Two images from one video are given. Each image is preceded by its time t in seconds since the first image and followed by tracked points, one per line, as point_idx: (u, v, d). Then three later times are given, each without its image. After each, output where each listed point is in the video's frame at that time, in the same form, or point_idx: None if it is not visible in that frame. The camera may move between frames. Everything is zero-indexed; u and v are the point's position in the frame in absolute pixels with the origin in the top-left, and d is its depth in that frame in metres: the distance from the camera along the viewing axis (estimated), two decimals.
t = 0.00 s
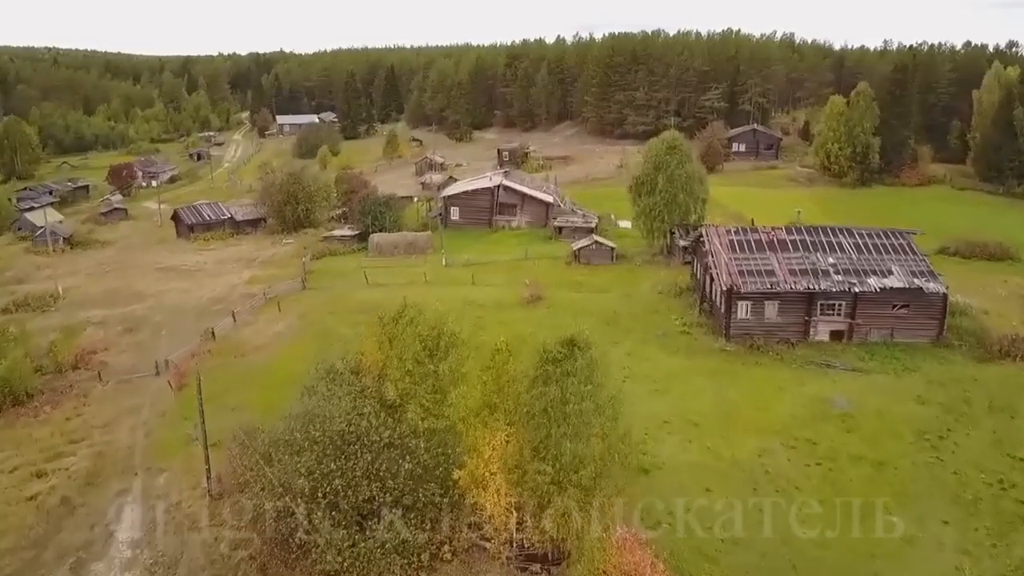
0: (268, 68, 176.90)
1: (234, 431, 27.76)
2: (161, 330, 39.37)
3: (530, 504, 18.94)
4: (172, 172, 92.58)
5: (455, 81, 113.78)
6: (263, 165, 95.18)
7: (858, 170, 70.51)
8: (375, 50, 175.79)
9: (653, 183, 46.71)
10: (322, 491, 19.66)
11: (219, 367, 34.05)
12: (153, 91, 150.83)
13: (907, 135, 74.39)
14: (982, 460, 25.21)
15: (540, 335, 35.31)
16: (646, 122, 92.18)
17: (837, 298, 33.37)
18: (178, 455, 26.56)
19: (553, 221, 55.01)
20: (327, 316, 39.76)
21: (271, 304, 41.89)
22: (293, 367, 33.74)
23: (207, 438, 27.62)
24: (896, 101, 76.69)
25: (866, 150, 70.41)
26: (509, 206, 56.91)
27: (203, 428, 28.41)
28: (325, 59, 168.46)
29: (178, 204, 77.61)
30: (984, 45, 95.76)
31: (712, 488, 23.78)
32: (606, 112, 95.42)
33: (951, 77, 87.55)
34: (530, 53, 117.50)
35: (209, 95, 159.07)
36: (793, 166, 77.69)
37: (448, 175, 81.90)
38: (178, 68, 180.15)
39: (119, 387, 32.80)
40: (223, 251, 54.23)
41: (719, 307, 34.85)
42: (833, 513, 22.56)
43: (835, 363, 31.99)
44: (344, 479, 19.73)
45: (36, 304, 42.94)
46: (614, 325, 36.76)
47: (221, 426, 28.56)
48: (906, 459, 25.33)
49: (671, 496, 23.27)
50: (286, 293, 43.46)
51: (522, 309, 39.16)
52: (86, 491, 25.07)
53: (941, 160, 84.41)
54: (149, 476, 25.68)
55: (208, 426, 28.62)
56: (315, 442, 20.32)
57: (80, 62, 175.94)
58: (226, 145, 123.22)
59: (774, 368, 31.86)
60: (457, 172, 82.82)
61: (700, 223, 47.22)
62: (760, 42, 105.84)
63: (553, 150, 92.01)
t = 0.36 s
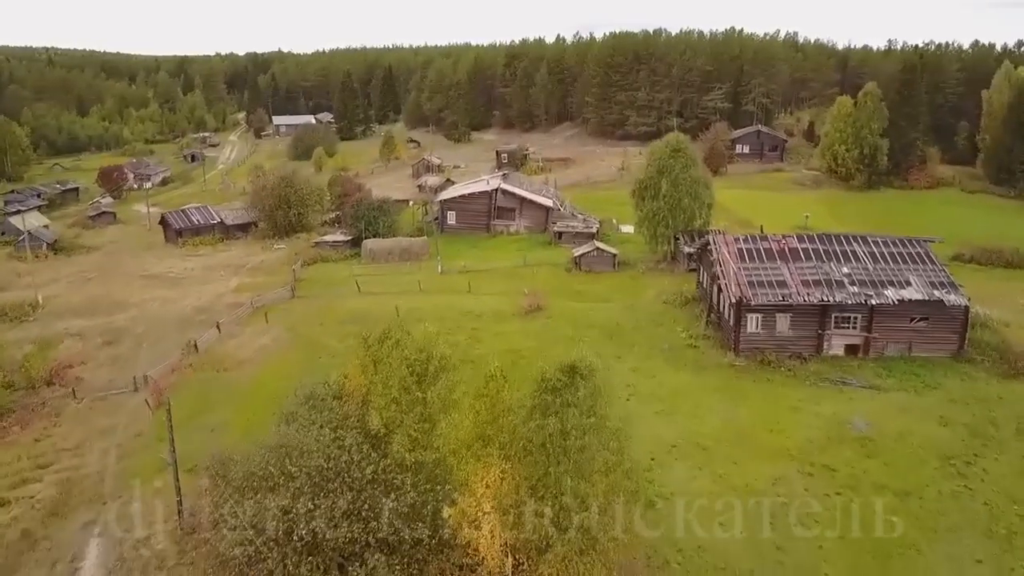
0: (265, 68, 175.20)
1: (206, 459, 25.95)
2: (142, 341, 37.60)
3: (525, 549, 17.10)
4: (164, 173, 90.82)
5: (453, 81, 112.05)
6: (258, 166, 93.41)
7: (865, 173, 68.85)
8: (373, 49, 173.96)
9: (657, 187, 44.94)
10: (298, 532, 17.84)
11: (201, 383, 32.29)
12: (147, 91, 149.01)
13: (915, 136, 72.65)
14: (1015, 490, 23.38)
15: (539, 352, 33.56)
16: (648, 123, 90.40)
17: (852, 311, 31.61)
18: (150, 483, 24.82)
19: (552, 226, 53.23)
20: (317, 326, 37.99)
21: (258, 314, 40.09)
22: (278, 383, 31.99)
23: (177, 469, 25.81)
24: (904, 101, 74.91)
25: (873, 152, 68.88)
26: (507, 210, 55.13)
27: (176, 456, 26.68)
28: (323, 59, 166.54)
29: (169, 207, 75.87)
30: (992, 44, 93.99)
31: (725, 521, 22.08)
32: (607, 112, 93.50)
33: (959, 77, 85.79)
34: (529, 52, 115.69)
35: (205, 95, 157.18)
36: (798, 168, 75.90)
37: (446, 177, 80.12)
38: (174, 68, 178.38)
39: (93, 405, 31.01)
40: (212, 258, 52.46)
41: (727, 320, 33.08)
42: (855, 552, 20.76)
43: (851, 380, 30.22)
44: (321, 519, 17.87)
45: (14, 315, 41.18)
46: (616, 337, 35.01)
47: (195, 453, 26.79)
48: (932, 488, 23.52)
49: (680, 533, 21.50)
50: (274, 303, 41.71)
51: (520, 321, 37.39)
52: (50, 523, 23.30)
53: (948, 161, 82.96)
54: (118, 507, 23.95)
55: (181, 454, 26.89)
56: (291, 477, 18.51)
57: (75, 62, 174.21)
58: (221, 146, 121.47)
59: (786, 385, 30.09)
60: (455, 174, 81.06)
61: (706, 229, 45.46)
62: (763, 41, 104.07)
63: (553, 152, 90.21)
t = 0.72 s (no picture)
0: (262, 68, 173.59)
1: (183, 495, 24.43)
2: (122, 355, 35.93)
3: None
4: (156, 176, 89.23)
5: (452, 81, 110.31)
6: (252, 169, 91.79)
7: (873, 177, 67.13)
8: (372, 48, 172.19)
9: (660, 193, 43.20)
10: None
11: (181, 402, 30.53)
12: (143, 91, 147.44)
13: (924, 138, 70.93)
14: None
15: (537, 370, 31.84)
16: (649, 124, 88.68)
17: (869, 327, 29.87)
18: (119, 519, 23.18)
19: (552, 232, 51.47)
20: (306, 340, 36.27)
21: (244, 326, 38.29)
22: (262, 404, 30.30)
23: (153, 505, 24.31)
24: (912, 103, 73.13)
25: (883, 154, 66.80)
26: (506, 216, 53.36)
27: (152, 489, 25.15)
28: (320, 59, 164.73)
29: (160, 211, 74.23)
30: (1001, 44, 92.19)
31: (740, 564, 20.41)
32: (607, 114, 91.75)
33: (967, 78, 84.00)
34: (529, 52, 113.92)
35: (201, 96, 155.48)
36: (804, 170, 74.18)
37: (444, 180, 78.40)
38: (171, 67, 176.75)
39: (64, 427, 29.25)
40: (200, 265, 50.77)
41: (737, 336, 31.34)
42: None
43: (869, 401, 28.47)
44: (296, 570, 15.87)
45: None
46: (618, 354, 33.33)
47: (175, 485, 25.29)
48: (963, 525, 21.75)
49: None
50: (262, 314, 40.01)
51: (518, 335, 35.59)
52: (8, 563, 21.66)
53: (956, 163, 81.37)
54: (82, 544, 22.30)
55: (158, 484, 25.35)
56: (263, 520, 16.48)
57: (72, 62, 172.76)
58: (217, 147, 119.86)
59: (801, 407, 28.33)
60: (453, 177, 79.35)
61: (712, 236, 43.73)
62: (767, 41, 102.34)
63: (553, 154, 88.52)
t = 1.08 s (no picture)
0: (259, 68, 171.89)
1: (172, 510, 23.78)
2: (100, 373, 34.25)
3: None
4: (148, 179, 87.54)
5: (450, 82, 108.63)
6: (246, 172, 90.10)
7: (881, 181, 65.46)
8: (370, 49, 170.53)
9: (665, 201, 41.51)
10: None
11: (158, 426, 28.79)
12: (139, 92, 145.69)
13: (934, 141, 69.25)
14: None
15: (537, 389, 30.23)
16: (651, 127, 86.97)
17: (889, 347, 28.17)
18: (85, 561, 21.48)
19: (552, 240, 49.79)
20: (294, 356, 34.57)
21: (229, 342, 36.50)
22: (245, 428, 28.58)
23: (151, 502, 24.43)
24: (921, 105, 71.45)
25: (891, 158, 65.30)
26: (504, 223, 51.67)
27: (151, 488, 25.12)
28: (318, 60, 162.91)
29: (151, 217, 72.54)
30: (1009, 44, 90.52)
31: None
32: (608, 116, 89.98)
33: (976, 79, 82.33)
34: (529, 52, 112.24)
35: (197, 97, 153.71)
36: (810, 174, 72.45)
37: (441, 184, 76.65)
38: (168, 68, 175.06)
39: (34, 453, 27.54)
40: (187, 275, 49.02)
41: (749, 355, 29.63)
42: None
43: (890, 426, 26.76)
44: None
45: None
46: (622, 372, 31.61)
47: (174, 485, 25.23)
48: (997, 569, 20.03)
49: None
50: (249, 328, 38.32)
51: (516, 352, 33.81)
52: None
53: (965, 167, 79.70)
54: None
55: (158, 484, 25.31)
56: None
57: (67, 62, 171.06)
58: (211, 150, 118.15)
59: (817, 432, 26.64)
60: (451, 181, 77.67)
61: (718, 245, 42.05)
62: (770, 41, 100.67)
63: (553, 157, 86.85)
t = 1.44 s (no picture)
0: (257, 69, 170.37)
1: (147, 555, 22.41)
2: (78, 392, 32.75)
3: None
4: (141, 182, 86.09)
5: (449, 84, 107.14)
6: (241, 176, 88.64)
7: (889, 186, 63.89)
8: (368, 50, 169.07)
9: (669, 209, 40.02)
10: None
11: (135, 453, 27.32)
12: (134, 94, 144.24)
13: (942, 145, 67.74)
14: None
15: (536, 411, 28.73)
16: (653, 129, 85.46)
17: (907, 368, 26.65)
18: None
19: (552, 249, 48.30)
20: (282, 374, 33.07)
21: (215, 359, 34.99)
22: (228, 456, 27.12)
23: (126, 543, 23.02)
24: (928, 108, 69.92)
25: (899, 162, 63.66)
26: (502, 230, 50.18)
27: (151, 488, 25.48)
28: (315, 60, 161.41)
29: (142, 222, 71.06)
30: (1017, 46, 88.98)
31: None
32: (609, 118, 88.52)
33: (984, 81, 80.81)
34: (529, 53, 110.73)
35: (193, 97, 152.22)
36: (816, 179, 70.94)
37: (439, 189, 75.19)
38: (165, 69, 173.64)
39: (4, 481, 26.09)
40: (175, 285, 47.53)
41: (759, 377, 28.13)
42: None
43: (910, 454, 25.26)
44: None
45: None
46: (626, 392, 30.13)
47: (156, 511, 24.45)
48: None
49: None
50: (236, 343, 36.80)
51: (515, 370, 32.25)
52: None
53: (973, 171, 78.19)
54: None
55: (158, 484, 25.67)
56: None
57: (63, 63, 169.63)
58: (207, 152, 116.67)
59: (833, 460, 25.15)
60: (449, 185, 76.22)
61: (725, 256, 40.57)
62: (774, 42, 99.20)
63: (553, 160, 85.38)
